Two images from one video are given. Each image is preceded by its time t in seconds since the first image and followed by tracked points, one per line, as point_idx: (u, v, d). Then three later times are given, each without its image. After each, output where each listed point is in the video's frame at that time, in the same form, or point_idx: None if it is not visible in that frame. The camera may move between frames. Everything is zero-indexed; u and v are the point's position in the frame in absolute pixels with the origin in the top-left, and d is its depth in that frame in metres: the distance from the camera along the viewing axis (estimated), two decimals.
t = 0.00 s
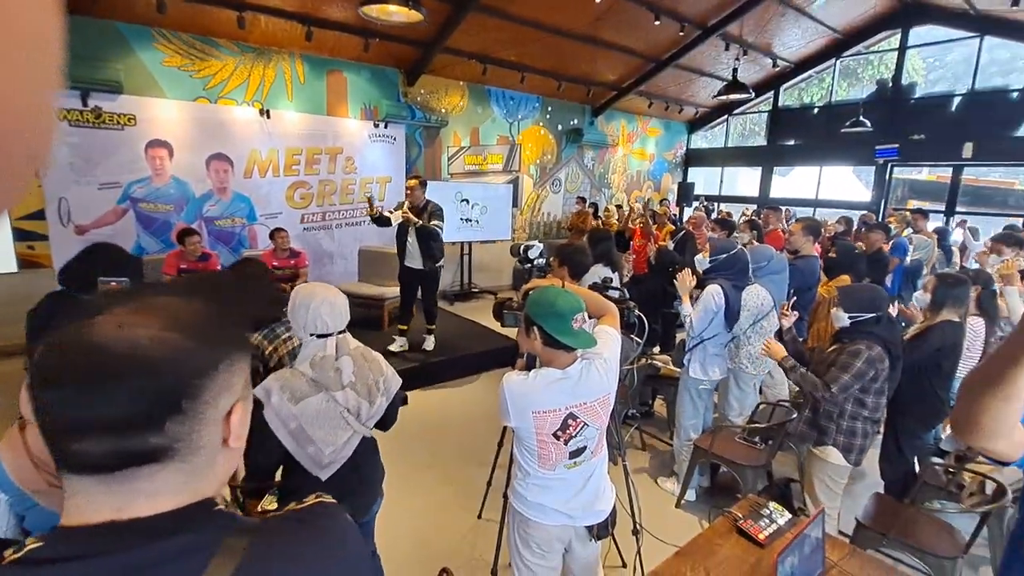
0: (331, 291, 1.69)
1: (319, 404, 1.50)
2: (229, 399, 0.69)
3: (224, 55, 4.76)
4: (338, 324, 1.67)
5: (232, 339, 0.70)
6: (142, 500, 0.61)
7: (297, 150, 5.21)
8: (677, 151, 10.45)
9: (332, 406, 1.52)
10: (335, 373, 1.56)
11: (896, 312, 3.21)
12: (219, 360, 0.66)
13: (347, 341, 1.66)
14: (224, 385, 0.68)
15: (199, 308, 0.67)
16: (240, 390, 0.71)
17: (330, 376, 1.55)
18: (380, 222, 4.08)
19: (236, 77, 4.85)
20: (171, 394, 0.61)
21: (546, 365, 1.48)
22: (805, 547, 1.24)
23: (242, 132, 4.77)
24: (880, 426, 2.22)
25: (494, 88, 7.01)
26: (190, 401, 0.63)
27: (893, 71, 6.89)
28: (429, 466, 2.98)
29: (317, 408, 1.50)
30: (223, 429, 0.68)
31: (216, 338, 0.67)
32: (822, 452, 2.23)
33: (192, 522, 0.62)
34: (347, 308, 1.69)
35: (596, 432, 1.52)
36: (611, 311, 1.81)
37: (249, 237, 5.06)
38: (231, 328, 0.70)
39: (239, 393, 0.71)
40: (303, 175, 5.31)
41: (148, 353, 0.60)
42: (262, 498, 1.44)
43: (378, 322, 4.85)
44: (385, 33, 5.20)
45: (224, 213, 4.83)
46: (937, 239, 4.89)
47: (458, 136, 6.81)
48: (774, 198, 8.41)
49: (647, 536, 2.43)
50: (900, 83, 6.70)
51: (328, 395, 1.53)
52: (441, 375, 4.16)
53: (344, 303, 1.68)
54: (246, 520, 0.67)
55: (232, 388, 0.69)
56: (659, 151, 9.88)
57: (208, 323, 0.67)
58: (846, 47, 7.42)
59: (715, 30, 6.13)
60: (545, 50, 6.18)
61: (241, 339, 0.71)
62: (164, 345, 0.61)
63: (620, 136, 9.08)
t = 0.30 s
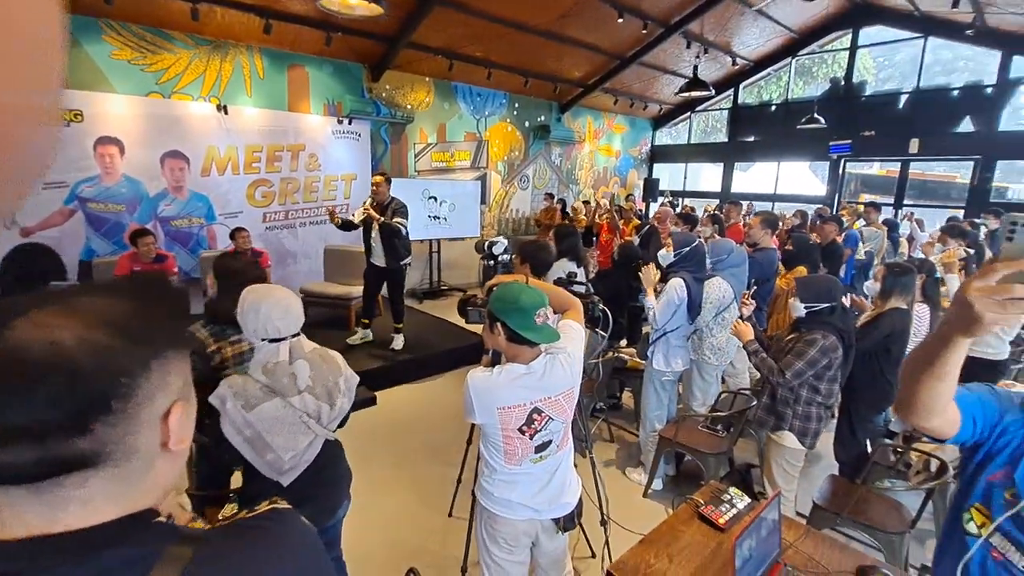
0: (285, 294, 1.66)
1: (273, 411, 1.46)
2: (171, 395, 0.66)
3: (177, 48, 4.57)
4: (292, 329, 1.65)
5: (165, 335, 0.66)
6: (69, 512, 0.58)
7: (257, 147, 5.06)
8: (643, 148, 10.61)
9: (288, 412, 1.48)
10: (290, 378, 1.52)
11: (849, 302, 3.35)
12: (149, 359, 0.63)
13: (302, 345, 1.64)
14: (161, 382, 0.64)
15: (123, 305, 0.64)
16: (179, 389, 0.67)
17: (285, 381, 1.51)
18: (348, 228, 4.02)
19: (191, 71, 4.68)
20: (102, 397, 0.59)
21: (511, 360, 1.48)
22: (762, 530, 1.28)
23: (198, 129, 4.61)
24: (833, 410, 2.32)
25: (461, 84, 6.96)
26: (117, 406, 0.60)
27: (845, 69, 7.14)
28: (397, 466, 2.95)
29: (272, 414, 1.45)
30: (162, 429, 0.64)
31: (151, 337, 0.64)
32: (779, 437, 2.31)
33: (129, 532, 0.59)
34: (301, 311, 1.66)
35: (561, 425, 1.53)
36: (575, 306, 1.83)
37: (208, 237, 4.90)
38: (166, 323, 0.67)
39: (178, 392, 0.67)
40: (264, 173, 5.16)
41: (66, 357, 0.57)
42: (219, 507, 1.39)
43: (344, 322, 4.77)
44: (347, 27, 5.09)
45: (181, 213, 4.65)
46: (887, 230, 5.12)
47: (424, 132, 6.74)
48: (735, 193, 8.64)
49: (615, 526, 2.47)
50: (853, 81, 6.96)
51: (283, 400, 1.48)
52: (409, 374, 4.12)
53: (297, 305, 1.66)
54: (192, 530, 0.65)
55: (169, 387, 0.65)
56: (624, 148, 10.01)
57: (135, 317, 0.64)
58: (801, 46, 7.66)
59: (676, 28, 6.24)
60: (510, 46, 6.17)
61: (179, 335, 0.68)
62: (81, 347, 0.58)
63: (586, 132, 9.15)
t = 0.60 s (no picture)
0: (246, 295, 1.58)
1: (229, 413, 1.44)
2: (101, 402, 0.64)
3: (132, 41, 4.34)
4: (251, 331, 1.57)
5: (96, 340, 0.64)
6: None
7: (219, 144, 4.90)
8: (612, 145, 10.72)
9: (243, 416, 1.45)
10: (246, 382, 1.47)
11: (808, 293, 3.46)
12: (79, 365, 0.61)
13: (257, 348, 1.54)
14: (90, 387, 0.62)
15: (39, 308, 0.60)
16: (110, 394, 0.65)
17: (240, 385, 1.46)
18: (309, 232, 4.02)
19: (147, 66, 4.47)
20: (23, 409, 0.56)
21: (476, 358, 1.49)
22: (723, 516, 1.31)
23: (156, 126, 4.42)
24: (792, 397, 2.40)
25: (430, 80, 6.90)
26: (45, 418, 0.58)
27: (804, 68, 7.36)
28: (367, 467, 2.92)
29: (227, 418, 1.43)
30: (94, 437, 0.62)
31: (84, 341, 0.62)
32: (742, 425, 2.37)
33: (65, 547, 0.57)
34: (262, 314, 1.59)
35: (526, 423, 1.54)
36: (547, 303, 1.83)
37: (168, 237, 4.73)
38: (96, 326, 0.64)
39: (107, 397, 0.64)
40: (227, 171, 5.01)
41: None
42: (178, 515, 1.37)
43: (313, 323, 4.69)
44: (310, 21, 4.97)
45: (139, 212, 4.47)
46: (844, 224, 5.32)
47: (393, 129, 6.67)
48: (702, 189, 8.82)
49: (585, 518, 2.51)
50: (811, 80, 7.20)
51: (238, 404, 1.45)
52: (380, 374, 4.07)
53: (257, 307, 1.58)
54: (138, 544, 0.63)
55: (99, 392, 0.63)
56: (594, 145, 10.11)
57: (63, 320, 0.61)
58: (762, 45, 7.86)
59: (642, 26, 6.31)
60: (478, 43, 6.15)
61: (108, 338, 0.66)
62: None
63: (556, 129, 9.20)
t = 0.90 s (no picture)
0: (230, 293, 1.55)
1: (200, 411, 1.44)
2: (51, 400, 0.63)
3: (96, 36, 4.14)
4: (233, 328, 1.54)
5: (46, 339, 0.63)
6: None
7: (188, 142, 4.77)
8: (589, 142, 10.78)
9: (214, 415, 1.44)
10: (217, 381, 1.46)
11: (778, 287, 3.55)
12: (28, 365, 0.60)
13: (233, 348, 1.52)
14: (41, 383, 0.61)
15: None
16: (60, 392, 0.64)
17: (210, 384, 1.45)
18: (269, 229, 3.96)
19: (112, 61, 4.29)
20: None
21: (451, 356, 1.48)
22: (697, 505, 1.34)
23: (123, 123, 4.28)
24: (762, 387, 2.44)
25: (405, 77, 6.84)
26: None
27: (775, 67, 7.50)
28: (346, 468, 2.89)
29: (197, 416, 1.43)
30: (46, 436, 0.62)
31: (34, 341, 0.60)
32: (714, 416, 2.40)
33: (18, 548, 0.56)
34: (247, 312, 1.57)
35: (502, 420, 1.54)
36: (526, 301, 1.83)
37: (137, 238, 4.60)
38: (49, 323, 0.63)
39: (56, 394, 0.64)
40: (197, 169, 4.89)
41: None
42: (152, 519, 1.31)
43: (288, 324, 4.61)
44: (281, 16, 4.87)
45: (106, 213, 4.33)
46: (814, 219, 5.46)
47: (369, 127, 6.60)
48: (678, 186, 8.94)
49: (564, 513, 2.53)
50: (781, 79, 7.35)
51: (208, 402, 1.44)
52: (358, 374, 4.03)
53: (239, 306, 1.55)
54: (96, 547, 0.61)
55: (49, 390, 0.63)
56: (571, 143, 10.15)
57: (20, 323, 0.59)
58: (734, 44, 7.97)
59: (616, 25, 6.36)
60: (453, 40, 6.11)
61: (57, 337, 0.64)
62: None
63: (533, 127, 9.22)
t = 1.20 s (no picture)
0: (219, 289, 1.54)
1: (178, 401, 1.44)
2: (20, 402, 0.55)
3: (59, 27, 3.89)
4: (219, 323, 1.53)
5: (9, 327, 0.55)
6: None
7: (157, 139, 4.65)
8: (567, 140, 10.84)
9: (191, 407, 1.44)
10: (196, 374, 1.44)
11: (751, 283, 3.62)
12: None
13: (218, 343, 1.50)
14: None
15: None
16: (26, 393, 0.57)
17: (189, 377, 1.44)
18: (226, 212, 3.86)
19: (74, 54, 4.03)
20: None
21: (428, 354, 1.48)
22: (672, 498, 1.36)
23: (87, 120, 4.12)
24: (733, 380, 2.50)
25: (381, 74, 6.77)
26: None
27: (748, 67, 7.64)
28: (323, 469, 2.85)
29: (174, 406, 1.44)
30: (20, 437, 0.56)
31: None
32: (691, 407, 2.46)
33: None
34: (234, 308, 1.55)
35: (480, 418, 1.54)
36: (504, 298, 1.83)
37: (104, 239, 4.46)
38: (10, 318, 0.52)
39: (20, 400, 0.55)
40: (168, 167, 4.76)
41: None
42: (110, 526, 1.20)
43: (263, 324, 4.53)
44: (253, 11, 4.76)
45: (72, 212, 4.16)
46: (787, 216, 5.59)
47: (345, 124, 6.52)
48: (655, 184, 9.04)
49: (543, 508, 2.55)
50: (754, 78, 7.47)
51: (185, 395, 1.44)
52: (336, 374, 3.99)
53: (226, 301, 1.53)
54: (60, 552, 0.60)
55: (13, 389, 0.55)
56: (550, 140, 10.18)
57: None
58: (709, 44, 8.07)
59: (593, 23, 6.39)
60: (430, 36, 6.06)
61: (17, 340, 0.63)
62: None
63: (512, 125, 9.22)
